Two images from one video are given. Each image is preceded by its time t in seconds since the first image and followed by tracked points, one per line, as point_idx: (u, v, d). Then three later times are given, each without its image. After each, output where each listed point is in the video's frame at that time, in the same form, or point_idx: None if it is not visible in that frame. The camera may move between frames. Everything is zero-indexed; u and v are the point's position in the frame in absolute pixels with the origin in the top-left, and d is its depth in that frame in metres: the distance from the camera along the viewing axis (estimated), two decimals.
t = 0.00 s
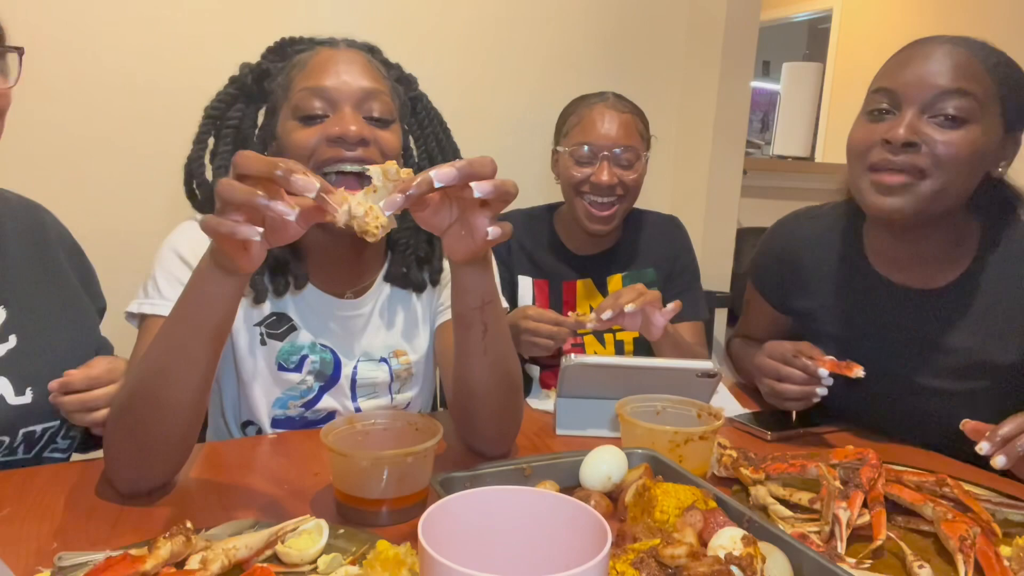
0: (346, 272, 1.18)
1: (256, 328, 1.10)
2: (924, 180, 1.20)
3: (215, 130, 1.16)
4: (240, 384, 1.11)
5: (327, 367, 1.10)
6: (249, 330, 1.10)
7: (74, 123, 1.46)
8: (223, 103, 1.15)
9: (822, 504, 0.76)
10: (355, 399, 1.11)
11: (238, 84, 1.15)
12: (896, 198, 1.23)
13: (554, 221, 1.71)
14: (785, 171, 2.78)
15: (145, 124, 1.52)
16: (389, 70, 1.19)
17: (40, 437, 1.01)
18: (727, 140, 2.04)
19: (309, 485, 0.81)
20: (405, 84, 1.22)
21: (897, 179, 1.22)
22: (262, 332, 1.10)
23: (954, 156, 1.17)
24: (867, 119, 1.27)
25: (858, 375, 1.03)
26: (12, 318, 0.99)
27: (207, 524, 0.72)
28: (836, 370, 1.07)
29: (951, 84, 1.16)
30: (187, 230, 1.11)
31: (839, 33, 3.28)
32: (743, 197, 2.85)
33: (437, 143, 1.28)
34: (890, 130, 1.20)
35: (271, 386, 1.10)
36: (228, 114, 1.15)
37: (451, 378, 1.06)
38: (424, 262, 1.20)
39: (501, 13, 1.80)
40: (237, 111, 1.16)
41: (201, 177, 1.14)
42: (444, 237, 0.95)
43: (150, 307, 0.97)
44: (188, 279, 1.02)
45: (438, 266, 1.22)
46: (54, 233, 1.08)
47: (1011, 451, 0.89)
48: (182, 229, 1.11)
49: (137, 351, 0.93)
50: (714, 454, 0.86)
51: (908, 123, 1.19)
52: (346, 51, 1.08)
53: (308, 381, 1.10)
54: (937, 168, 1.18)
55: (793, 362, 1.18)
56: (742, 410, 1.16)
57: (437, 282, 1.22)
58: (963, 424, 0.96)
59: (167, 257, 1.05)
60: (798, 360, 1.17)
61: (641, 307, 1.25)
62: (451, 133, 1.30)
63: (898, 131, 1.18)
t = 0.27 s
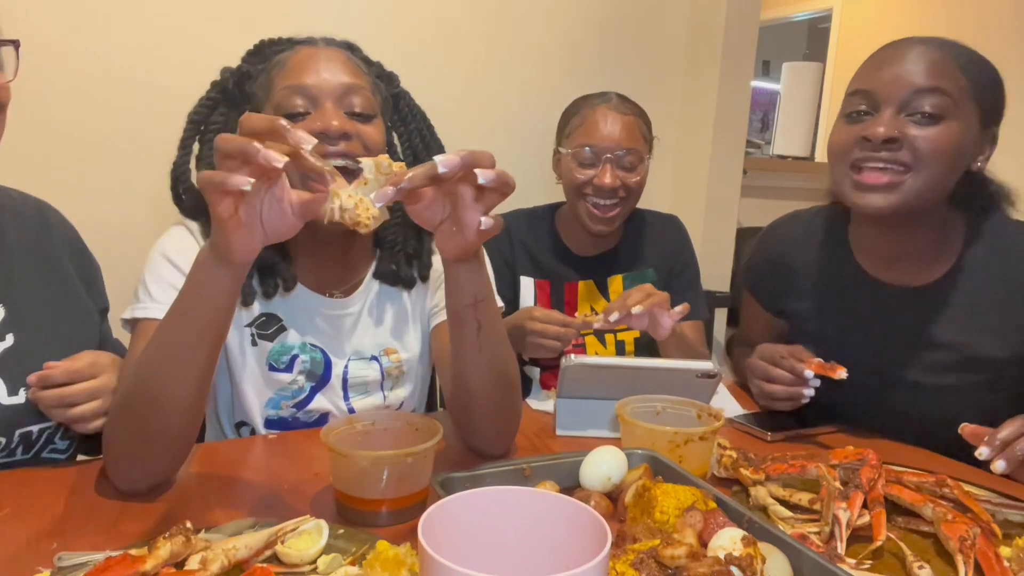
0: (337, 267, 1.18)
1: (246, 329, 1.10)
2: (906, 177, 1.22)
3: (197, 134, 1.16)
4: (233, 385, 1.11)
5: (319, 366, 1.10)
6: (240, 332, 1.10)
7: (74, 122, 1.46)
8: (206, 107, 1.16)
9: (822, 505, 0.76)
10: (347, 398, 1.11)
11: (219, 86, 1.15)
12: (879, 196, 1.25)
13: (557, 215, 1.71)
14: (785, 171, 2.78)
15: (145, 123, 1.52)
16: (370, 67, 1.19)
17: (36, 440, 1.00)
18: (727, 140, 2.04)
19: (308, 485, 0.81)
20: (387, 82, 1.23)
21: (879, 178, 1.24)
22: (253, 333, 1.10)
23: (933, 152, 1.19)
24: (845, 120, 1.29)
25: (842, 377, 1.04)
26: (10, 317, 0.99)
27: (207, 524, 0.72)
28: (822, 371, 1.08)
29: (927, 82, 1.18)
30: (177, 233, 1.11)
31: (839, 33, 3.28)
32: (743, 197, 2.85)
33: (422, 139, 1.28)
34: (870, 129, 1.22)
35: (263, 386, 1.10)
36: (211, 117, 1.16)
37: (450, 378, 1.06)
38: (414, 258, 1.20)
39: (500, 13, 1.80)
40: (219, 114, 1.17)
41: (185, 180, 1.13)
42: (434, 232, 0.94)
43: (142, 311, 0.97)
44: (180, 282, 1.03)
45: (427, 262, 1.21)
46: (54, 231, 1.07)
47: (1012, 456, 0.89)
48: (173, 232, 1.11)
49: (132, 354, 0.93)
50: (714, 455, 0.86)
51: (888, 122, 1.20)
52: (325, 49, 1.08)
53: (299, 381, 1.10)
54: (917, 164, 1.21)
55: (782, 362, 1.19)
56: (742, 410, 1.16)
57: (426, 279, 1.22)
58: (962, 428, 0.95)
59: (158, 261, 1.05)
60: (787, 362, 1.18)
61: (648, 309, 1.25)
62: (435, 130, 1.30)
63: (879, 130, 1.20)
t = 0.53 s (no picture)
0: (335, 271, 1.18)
1: (242, 332, 1.10)
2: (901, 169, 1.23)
3: (186, 138, 1.16)
4: (229, 388, 1.11)
5: (315, 368, 1.10)
6: (236, 335, 1.10)
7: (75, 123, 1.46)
8: (193, 110, 1.15)
9: (822, 505, 0.76)
10: (343, 401, 1.11)
11: (207, 90, 1.15)
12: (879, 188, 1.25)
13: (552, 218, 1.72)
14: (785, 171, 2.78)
15: (145, 123, 1.52)
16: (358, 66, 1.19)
17: (19, 446, 0.99)
18: (727, 140, 2.04)
19: (308, 485, 0.81)
20: (376, 80, 1.23)
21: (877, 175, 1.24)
22: (249, 336, 1.10)
23: (920, 142, 1.20)
24: (825, 123, 1.30)
25: (851, 356, 1.04)
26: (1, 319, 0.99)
27: (208, 524, 0.72)
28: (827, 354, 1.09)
29: (902, 76, 1.19)
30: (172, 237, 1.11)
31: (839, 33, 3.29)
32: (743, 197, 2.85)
33: (413, 137, 1.28)
34: (856, 129, 1.22)
35: (260, 389, 1.10)
36: (200, 122, 1.15)
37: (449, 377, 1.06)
38: (409, 258, 1.20)
39: (500, 13, 1.80)
40: (207, 117, 1.16)
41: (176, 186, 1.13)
42: (434, 228, 0.92)
43: (140, 314, 0.97)
44: (175, 285, 1.02)
45: (423, 262, 1.22)
46: (49, 233, 1.07)
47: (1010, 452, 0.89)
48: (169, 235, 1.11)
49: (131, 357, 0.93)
50: (714, 455, 0.86)
51: (872, 120, 1.21)
52: (313, 52, 1.07)
53: (296, 384, 1.10)
54: (909, 155, 1.21)
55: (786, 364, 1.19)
56: (742, 410, 1.16)
57: (422, 279, 1.22)
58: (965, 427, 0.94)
59: (153, 265, 1.05)
60: (795, 364, 1.17)
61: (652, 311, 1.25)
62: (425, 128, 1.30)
63: (866, 129, 1.20)
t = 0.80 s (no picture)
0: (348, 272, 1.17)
1: (258, 330, 1.11)
2: (898, 163, 1.22)
3: (213, 131, 1.17)
4: (245, 387, 1.11)
5: (330, 367, 1.10)
6: (252, 332, 1.11)
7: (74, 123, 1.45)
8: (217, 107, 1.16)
9: (822, 505, 0.76)
10: (358, 398, 1.11)
11: (233, 85, 1.17)
12: (879, 183, 1.23)
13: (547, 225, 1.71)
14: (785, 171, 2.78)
15: (143, 123, 1.52)
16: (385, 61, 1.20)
17: (10, 442, 0.99)
18: (726, 140, 2.04)
19: (309, 485, 0.81)
20: (402, 74, 1.23)
21: (876, 170, 1.22)
22: (265, 334, 1.11)
23: (913, 136, 1.20)
24: (818, 130, 1.29)
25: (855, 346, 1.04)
26: None
27: (209, 524, 0.72)
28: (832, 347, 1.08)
29: (891, 76, 1.19)
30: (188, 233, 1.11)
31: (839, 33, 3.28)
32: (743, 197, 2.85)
33: (437, 131, 1.27)
34: (850, 134, 1.22)
35: (275, 387, 1.10)
36: (223, 119, 1.16)
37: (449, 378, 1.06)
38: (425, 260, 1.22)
39: (499, 13, 1.80)
40: (230, 113, 1.17)
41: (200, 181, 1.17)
42: (428, 232, 0.92)
43: (153, 310, 0.97)
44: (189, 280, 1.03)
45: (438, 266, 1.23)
46: (44, 231, 1.07)
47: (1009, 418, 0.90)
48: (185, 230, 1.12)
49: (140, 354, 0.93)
50: (714, 455, 0.86)
51: (865, 122, 1.21)
52: (340, 50, 1.08)
53: (310, 382, 1.10)
54: (906, 149, 1.21)
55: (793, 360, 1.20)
56: (741, 410, 1.16)
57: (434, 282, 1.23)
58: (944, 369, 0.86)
59: (168, 260, 1.05)
60: (802, 361, 1.18)
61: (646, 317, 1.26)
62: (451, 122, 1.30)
63: (860, 130, 1.20)
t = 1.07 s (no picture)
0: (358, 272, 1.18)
1: (258, 327, 1.11)
2: (902, 188, 1.24)
3: (254, 99, 1.16)
4: (244, 383, 1.11)
5: (331, 365, 1.11)
6: (252, 329, 1.10)
7: (73, 122, 1.45)
8: (266, 76, 1.15)
9: (822, 504, 0.76)
10: (358, 395, 1.11)
11: (284, 60, 1.15)
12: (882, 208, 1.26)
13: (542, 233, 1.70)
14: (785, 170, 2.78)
15: (143, 123, 1.52)
16: (438, 75, 1.19)
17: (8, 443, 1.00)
18: (726, 140, 2.04)
19: (309, 484, 0.81)
20: (452, 90, 1.22)
21: (880, 195, 1.24)
22: (266, 331, 1.10)
23: (915, 159, 1.21)
24: (818, 152, 1.29)
25: (864, 340, 1.01)
26: None
27: (209, 523, 0.72)
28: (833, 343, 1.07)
29: (888, 106, 1.18)
30: (193, 230, 1.11)
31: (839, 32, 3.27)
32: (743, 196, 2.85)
33: (471, 147, 1.28)
34: (852, 160, 1.23)
35: (274, 385, 1.10)
36: (268, 88, 1.15)
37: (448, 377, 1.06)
38: (426, 272, 1.21)
39: (499, 13, 1.80)
40: (278, 84, 1.16)
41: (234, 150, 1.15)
42: (436, 234, 0.92)
43: (155, 306, 0.97)
44: (194, 281, 1.02)
45: (439, 276, 1.21)
46: (40, 229, 1.07)
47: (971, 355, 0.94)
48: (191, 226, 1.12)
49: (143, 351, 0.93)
50: (714, 454, 0.86)
51: (866, 151, 1.21)
52: (395, 60, 1.09)
53: (311, 380, 1.10)
54: (909, 174, 1.22)
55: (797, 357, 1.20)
56: (741, 409, 1.16)
57: (435, 293, 1.22)
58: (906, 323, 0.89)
59: (172, 257, 1.05)
60: (808, 353, 1.18)
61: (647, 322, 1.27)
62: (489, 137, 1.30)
63: (863, 161, 1.21)
